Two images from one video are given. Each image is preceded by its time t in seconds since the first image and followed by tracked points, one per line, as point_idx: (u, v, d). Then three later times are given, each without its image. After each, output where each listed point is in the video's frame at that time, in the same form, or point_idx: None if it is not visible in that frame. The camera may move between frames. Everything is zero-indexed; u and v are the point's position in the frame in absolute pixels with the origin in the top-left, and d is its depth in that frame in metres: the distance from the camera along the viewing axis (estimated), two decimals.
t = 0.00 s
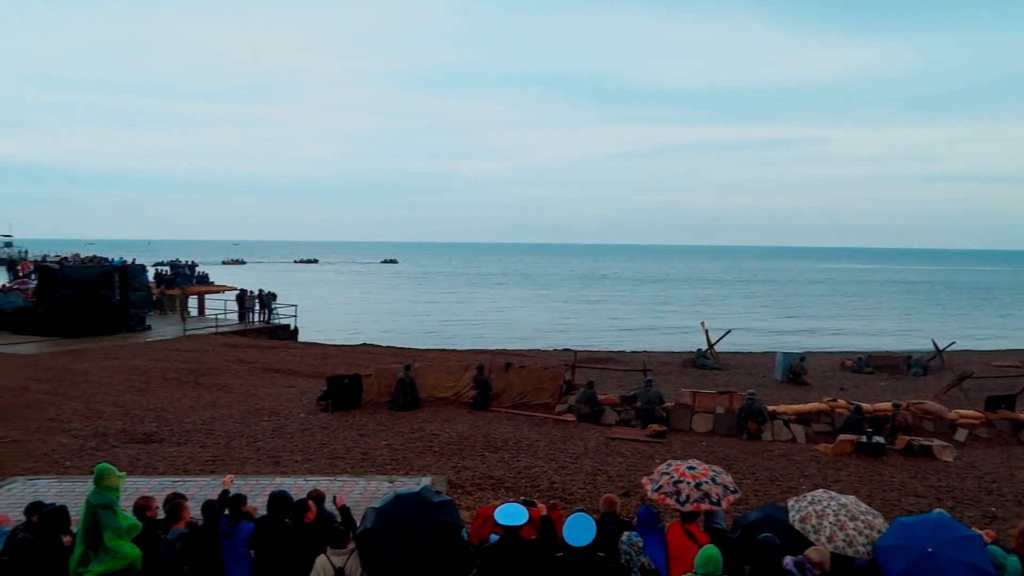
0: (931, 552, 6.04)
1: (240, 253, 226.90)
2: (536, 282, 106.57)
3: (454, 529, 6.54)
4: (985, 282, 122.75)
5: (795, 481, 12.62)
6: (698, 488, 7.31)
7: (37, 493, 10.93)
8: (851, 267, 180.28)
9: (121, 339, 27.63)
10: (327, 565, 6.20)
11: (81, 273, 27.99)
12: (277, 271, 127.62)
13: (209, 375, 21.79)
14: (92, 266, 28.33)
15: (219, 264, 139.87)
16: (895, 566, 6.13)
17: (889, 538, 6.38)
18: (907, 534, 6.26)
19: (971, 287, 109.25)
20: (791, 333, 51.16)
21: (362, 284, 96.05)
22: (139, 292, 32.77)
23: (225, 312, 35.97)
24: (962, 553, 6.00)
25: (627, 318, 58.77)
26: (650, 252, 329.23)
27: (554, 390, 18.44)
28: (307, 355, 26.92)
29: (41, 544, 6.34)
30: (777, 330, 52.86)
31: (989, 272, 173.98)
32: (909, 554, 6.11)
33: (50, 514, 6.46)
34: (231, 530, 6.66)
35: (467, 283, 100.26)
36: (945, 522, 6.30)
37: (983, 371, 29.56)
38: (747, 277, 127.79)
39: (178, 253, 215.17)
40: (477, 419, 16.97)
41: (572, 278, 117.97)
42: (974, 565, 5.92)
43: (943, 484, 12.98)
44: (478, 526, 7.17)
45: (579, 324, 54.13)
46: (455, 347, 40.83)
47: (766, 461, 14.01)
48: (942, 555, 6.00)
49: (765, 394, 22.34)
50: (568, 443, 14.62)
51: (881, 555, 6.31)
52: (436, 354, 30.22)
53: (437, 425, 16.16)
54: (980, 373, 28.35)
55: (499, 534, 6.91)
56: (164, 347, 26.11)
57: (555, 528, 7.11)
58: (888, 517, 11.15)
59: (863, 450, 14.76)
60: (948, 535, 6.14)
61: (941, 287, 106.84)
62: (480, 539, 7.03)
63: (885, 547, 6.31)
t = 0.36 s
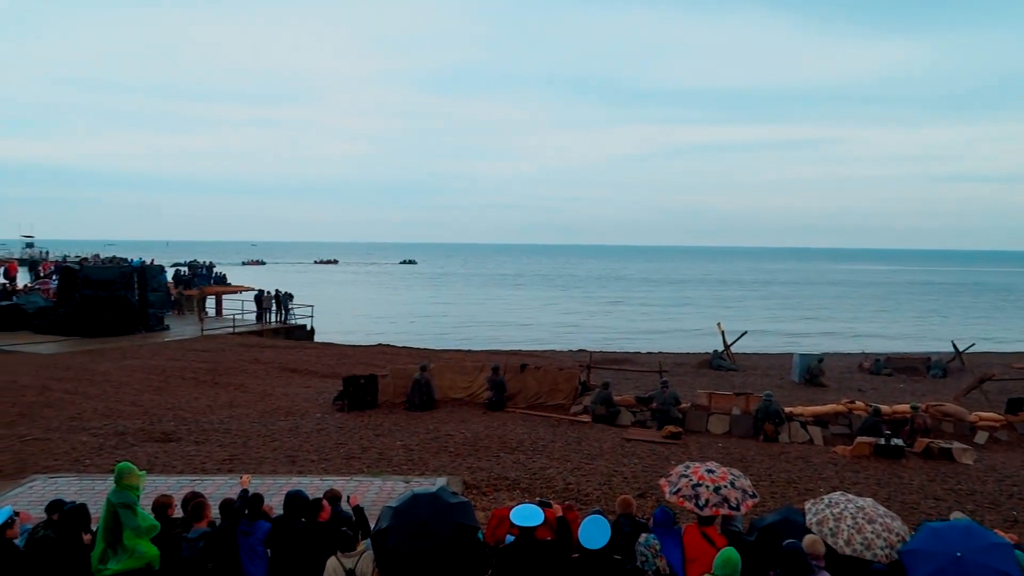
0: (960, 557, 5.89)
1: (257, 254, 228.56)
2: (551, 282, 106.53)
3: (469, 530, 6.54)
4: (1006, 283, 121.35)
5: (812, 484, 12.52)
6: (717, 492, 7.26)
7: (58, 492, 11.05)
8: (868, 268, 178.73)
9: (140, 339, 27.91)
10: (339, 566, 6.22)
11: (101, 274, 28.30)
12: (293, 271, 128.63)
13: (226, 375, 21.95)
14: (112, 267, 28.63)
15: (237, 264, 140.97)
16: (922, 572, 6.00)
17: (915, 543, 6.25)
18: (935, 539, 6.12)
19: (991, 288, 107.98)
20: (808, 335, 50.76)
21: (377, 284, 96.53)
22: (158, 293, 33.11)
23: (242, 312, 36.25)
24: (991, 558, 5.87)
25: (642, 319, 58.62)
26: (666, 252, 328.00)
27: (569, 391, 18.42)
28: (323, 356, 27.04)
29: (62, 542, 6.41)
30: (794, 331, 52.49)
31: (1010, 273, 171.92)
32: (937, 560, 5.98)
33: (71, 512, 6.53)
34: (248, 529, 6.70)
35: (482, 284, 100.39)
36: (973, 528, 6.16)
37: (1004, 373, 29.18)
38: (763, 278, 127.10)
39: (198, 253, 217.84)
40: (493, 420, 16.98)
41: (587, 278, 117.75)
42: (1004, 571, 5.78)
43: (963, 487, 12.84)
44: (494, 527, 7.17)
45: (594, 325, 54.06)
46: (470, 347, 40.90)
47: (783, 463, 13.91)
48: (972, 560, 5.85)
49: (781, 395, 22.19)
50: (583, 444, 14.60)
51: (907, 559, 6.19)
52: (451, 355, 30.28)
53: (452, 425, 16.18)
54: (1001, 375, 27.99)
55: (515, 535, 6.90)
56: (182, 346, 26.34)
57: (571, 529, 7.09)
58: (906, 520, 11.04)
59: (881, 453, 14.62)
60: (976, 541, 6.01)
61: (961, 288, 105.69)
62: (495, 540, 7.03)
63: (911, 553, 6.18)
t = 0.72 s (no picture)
0: (981, 562, 5.84)
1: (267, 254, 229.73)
2: (561, 283, 106.45)
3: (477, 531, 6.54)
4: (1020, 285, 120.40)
5: (823, 486, 12.46)
6: (729, 493, 7.24)
7: (69, 491, 11.12)
8: (880, 270, 177.56)
9: (152, 340, 28.08)
10: (346, 567, 6.21)
11: (113, 274, 28.48)
12: (303, 272, 129.26)
13: (237, 375, 22.06)
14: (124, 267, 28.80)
15: (248, 265, 141.75)
16: None
17: (932, 547, 6.20)
18: (954, 543, 6.06)
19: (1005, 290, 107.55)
20: (819, 337, 50.51)
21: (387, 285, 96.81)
22: (170, 294, 33.31)
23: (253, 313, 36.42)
24: (1011, 563, 5.82)
25: (652, 321, 58.50)
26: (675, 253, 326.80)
27: (579, 393, 18.42)
28: (333, 357, 27.12)
29: (73, 542, 6.43)
30: (805, 333, 52.22)
31: None
32: (955, 564, 5.93)
33: (83, 512, 6.57)
34: (259, 530, 6.72)
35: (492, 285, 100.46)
36: (991, 532, 6.11)
37: (1017, 376, 28.93)
38: (774, 279, 126.52)
39: (208, 253, 218.77)
40: (502, 421, 16.97)
41: (597, 280, 117.65)
42: None
43: (976, 491, 12.74)
44: (503, 528, 7.16)
45: (604, 326, 53.96)
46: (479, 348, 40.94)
47: (794, 465, 13.85)
48: (993, 565, 5.80)
49: (792, 398, 22.09)
50: (593, 446, 14.58)
51: (923, 563, 6.13)
52: (461, 356, 30.31)
53: (462, 426, 16.20)
54: (1015, 377, 27.81)
55: (525, 536, 6.91)
56: (193, 347, 26.48)
57: (580, 531, 7.09)
58: (918, 523, 10.96)
59: (893, 456, 14.52)
60: (996, 546, 5.93)
61: (974, 291, 105.13)
62: (504, 541, 7.02)
63: (927, 556, 6.13)
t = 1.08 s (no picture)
0: (978, 562, 5.85)
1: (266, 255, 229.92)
2: (559, 284, 106.57)
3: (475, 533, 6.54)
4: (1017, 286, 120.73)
5: (821, 487, 12.47)
6: (724, 492, 7.26)
7: (67, 493, 11.11)
8: (878, 270, 177.91)
9: (150, 340, 28.08)
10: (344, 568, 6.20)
11: (111, 275, 28.43)
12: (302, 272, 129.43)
13: (235, 376, 22.06)
14: (121, 267, 28.70)
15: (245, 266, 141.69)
16: None
17: (930, 547, 6.20)
18: (951, 543, 6.08)
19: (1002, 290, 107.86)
20: (817, 337, 50.59)
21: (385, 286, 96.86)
22: (167, 295, 33.12)
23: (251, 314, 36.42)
24: (1009, 562, 5.83)
25: (650, 321, 58.57)
26: (674, 254, 327.16)
27: (577, 394, 18.45)
28: (331, 357, 27.15)
29: (70, 544, 6.43)
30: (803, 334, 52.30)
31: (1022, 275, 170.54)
32: (953, 564, 5.93)
33: (80, 514, 6.57)
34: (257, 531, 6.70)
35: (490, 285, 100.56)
36: (989, 532, 6.12)
37: (1015, 376, 29.00)
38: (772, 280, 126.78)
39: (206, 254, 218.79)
40: (500, 422, 16.98)
41: (595, 280, 117.82)
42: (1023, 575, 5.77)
43: (974, 491, 12.75)
44: (501, 529, 7.17)
45: (602, 327, 53.97)
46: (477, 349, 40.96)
47: (792, 465, 13.87)
48: (991, 565, 5.80)
49: (790, 398, 22.14)
50: (591, 446, 14.60)
51: (922, 564, 6.13)
52: (460, 357, 30.35)
53: (460, 427, 16.21)
54: (1012, 377, 27.90)
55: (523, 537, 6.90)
56: (192, 348, 26.47)
57: (578, 532, 7.08)
58: (916, 523, 10.98)
59: (891, 456, 14.53)
60: (994, 546, 5.94)
61: (972, 291, 105.42)
62: (502, 541, 7.02)
63: (925, 557, 6.13)
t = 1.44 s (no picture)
0: (909, 552, 6.04)
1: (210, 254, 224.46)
2: (511, 284, 106.67)
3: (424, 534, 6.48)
4: (952, 286, 125.64)
5: (765, 482, 12.74)
6: (664, 484, 7.41)
7: None
8: (822, 271, 182.64)
9: (89, 343, 27.19)
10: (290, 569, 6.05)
11: (49, 276, 27.52)
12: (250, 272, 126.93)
13: (179, 379, 21.49)
14: (58, 267, 27.81)
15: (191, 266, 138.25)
16: (871, 569, 6.12)
17: (865, 539, 6.39)
18: (885, 534, 6.27)
19: (938, 290, 112.13)
20: (764, 336, 51.74)
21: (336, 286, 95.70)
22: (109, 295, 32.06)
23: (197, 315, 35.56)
24: (939, 551, 6.03)
25: (602, 321, 59.10)
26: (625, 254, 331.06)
27: (528, 393, 18.60)
28: (279, 359, 26.66)
29: None
30: (751, 333, 53.42)
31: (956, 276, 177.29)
32: (886, 555, 6.12)
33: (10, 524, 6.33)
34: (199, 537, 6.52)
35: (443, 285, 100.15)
36: (919, 522, 6.34)
37: (949, 373, 30.13)
38: (720, 279, 129.08)
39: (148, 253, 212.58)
40: (451, 422, 16.92)
41: (548, 280, 118.37)
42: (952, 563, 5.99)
43: (910, 484, 13.20)
44: (449, 529, 7.13)
45: (554, 326, 54.22)
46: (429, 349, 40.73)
47: (738, 461, 14.14)
48: (922, 554, 6.00)
49: (736, 395, 22.58)
50: (542, 445, 14.66)
51: (858, 556, 6.30)
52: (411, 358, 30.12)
53: (411, 428, 16.10)
54: (947, 374, 29.00)
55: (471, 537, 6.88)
56: (133, 350, 25.68)
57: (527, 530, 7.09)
58: (855, 516, 11.30)
59: (833, 451, 14.93)
60: (924, 536, 6.16)
61: (910, 291, 109.20)
62: (450, 542, 6.97)
63: (861, 549, 6.32)
